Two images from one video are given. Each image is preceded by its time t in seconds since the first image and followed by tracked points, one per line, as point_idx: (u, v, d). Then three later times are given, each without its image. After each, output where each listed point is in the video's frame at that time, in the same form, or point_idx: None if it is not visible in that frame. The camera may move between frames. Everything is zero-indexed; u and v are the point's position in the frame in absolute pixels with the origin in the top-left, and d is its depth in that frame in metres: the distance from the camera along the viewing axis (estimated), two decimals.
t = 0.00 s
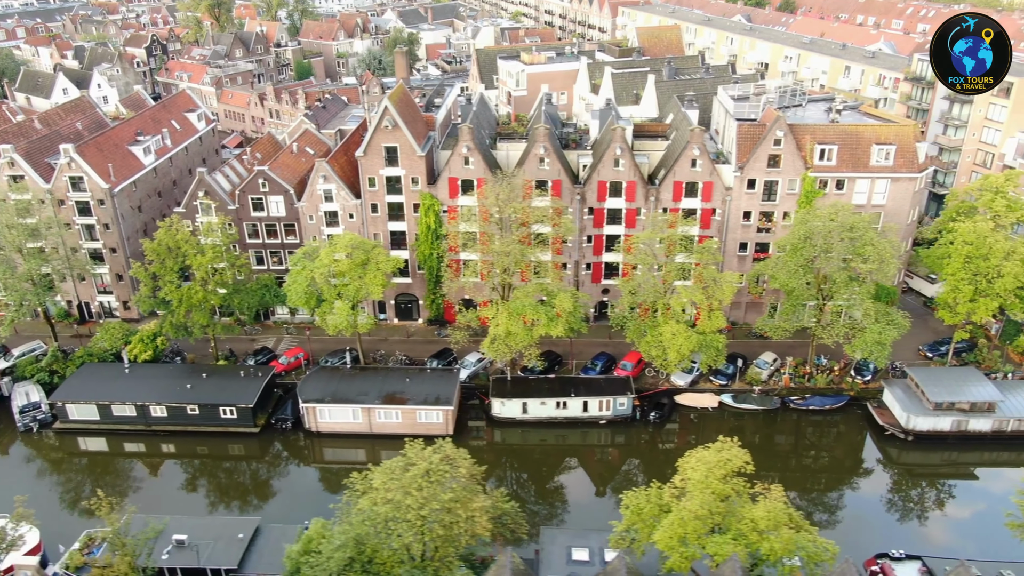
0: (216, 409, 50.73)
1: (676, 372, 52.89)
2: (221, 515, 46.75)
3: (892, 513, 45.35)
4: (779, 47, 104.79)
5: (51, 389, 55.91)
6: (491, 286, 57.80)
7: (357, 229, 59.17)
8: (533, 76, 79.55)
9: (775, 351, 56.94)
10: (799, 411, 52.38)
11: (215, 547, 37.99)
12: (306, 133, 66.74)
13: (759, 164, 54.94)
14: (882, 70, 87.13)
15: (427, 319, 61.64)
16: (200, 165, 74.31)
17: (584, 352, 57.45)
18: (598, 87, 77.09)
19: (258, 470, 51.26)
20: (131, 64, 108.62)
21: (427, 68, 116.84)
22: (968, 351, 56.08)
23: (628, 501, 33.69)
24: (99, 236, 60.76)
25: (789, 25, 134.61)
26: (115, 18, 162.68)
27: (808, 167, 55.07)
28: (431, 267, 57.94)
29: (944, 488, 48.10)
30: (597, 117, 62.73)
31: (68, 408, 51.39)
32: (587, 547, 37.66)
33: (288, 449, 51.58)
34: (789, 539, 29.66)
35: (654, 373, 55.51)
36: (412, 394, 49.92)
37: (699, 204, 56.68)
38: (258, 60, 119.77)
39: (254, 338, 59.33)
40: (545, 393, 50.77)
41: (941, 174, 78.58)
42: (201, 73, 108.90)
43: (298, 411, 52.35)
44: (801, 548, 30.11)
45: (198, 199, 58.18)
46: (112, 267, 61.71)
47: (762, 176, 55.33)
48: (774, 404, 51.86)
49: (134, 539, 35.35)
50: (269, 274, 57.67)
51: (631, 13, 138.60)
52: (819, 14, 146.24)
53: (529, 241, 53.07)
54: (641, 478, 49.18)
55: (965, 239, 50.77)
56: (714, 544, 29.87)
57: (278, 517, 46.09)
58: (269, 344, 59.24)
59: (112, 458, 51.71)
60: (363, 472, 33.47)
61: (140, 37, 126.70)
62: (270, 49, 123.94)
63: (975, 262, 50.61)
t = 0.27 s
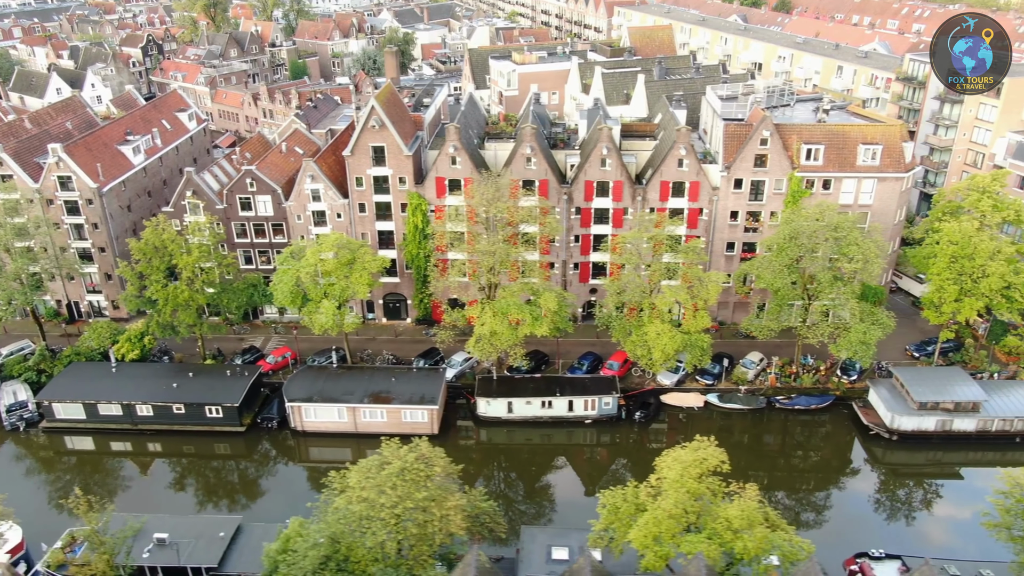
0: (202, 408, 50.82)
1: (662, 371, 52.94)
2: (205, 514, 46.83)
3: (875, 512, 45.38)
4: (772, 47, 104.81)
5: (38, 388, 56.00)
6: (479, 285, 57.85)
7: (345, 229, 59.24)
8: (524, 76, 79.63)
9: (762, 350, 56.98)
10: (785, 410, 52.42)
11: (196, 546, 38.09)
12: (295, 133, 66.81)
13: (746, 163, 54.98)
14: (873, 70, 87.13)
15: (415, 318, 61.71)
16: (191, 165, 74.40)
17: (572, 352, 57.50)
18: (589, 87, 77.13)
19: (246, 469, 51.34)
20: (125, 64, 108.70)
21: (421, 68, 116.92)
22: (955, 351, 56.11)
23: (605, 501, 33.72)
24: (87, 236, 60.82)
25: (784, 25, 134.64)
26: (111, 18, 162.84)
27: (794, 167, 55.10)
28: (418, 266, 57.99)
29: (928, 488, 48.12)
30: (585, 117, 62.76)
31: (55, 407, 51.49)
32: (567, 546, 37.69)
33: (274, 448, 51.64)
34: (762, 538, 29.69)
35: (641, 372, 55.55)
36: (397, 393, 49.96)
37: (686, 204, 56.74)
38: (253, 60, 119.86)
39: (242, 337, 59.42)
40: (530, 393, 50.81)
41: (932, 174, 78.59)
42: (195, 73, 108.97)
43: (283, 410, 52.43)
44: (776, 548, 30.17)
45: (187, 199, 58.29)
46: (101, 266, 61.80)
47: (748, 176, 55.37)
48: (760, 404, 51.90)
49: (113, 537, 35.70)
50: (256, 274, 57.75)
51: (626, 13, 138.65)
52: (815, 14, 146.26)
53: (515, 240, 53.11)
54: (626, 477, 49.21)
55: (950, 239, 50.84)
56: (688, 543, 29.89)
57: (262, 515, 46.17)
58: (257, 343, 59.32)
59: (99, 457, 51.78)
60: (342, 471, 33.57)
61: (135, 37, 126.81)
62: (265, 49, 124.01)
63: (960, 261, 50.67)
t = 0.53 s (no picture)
0: (188, 407, 50.90)
1: (648, 371, 53.00)
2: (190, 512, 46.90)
3: (860, 512, 45.37)
4: (766, 47, 104.79)
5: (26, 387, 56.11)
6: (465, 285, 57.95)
7: (333, 228, 59.32)
8: (515, 76, 79.69)
9: (749, 350, 57.00)
10: (771, 410, 52.44)
11: (178, 544, 38.25)
12: (285, 133, 66.92)
13: (733, 163, 55.01)
14: (866, 71, 87.08)
15: (404, 318, 61.80)
16: (182, 164, 74.54)
17: (559, 351, 57.55)
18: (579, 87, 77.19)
19: (235, 468, 51.38)
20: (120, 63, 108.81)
21: (416, 68, 117.04)
22: (942, 351, 56.08)
23: (581, 500, 33.74)
24: (76, 235, 60.91)
25: (779, 25, 134.68)
26: (109, 18, 163.02)
27: (781, 167, 55.12)
28: (406, 266, 58.05)
29: (913, 487, 48.06)
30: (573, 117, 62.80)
31: (42, 406, 51.61)
32: (547, 545, 37.71)
33: (259, 447, 51.70)
34: (735, 537, 29.76)
35: (627, 372, 55.59)
36: (383, 392, 50.00)
37: (673, 204, 56.87)
38: (248, 60, 119.93)
39: (230, 336, 59.53)
40: (516, 392, 50.88)
41: (923, 175, 78.53)
42: (189, 73, 109.07)
43: (270, 409, 52.52)
44: (750, 547, 30.35)
45: (175, 198, 58.43)
46: (90, 266, 61.89)
47: (735, 176, 55.41)
48: (746, 403, 51.92)
49: (93, 535, 35.77)
50: (244, 273, 57.84)
51: (622, 13, 138.74)
52: (811, 14, 146.28)
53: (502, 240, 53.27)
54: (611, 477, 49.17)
55: (936, 239, 50.83)
56: (662, 541, 29.90)
57: (247, 514, 46.27)
58: (245, 342, 59.41)
59: (85, 456, 51.87)
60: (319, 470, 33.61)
61: (132, 36, 126.99)
62: (260, 49, 124.13)
63: (946, 261, 50.67)
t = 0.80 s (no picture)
0: (175, 406, 51.03)
1: (634, 371, 53.05)
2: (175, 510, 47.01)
3: (844, 512, 45.35)
4: (760, 47, 104.81)
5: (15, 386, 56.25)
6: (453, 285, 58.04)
7: (321, 228, 59.42)
8: (507, 76, 79.78)
9: (736, 350, 57.03)
10: (757, 410, 52.47)
11: (159, 543, 38.34)
12: (275, 133, 67.04)
13: (720, 163, 55.04)
14: (859, 71, 87.05)
15: (393, 317, 61.89)
16: (174, 164, 74.69)
17: (546, 351, 57.60)
18: (571, 87, 77.26)
19: (221, 467, 51.50)
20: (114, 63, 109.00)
21: (411, 68, 117.18)
22: (929, 351, 56.05)
23: (559, 499, 33.77)
24: (66, 234, 61.03)
25: (775, 25, 134.68)
26: (107, 18, 163.34)
27: (768, 167, 55.14)
28: (394, 266, 58.14)
29: (897, 487, 48.05)
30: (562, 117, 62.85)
31: (29, 405, 51.76)
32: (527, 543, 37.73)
33: (245, 445, 51.81)
34: (709, 536, 29.78)
35: (614, 372, 55.64)
36: (368, 392, 50.08)
37: (660, 204, 56.91)
38: (244, 60, 120.10)
39: (219, 335, 59.67)
40: (502, 392, 50.94)
41: (915, 175, 78.50)
42: (185, 73, 109.26)
43: (256, 408, 52.63)
44: (726, 546, 30.54)
45: (164, 197, 58.58)
46: (80, 265, 62.05)
47: (722, 176, 55.45)
48: (731, 403, 51.95)
49: (72, 534, 35.85)
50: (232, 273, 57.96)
51: (618, 13, 138.82)
52: (808, 15, 146.23)
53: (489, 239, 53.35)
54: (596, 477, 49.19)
55: (922, 239, 50.82)
56: (636, 541, 29.92)
57: (231, 513, 46.37)
58: (234, 342, 59.55)
59: (72, 455, 52.02)
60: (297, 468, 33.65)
61: (128, 36, 127.26)
62: (256, 49, 124.29)
63: (931, 261, 50.68)
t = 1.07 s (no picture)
0: (161, 405, 51.15)
1: (620, 370, 53.11)
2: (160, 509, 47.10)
3: (829, 512, 45.38)
4: (754, 47, 104.77)
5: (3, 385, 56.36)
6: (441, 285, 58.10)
7: (309, 227, 59.50)
8: (498, 76, 79.84)
9: (723, 350, 57.05)
10: (742, 410, 52.48)
11: (140, 541, 38.43)
12: (265, 132, 67.15)
13: (707, 163, 55.08)
14: (851, 70, 86.96)
15: (381, 317, 61.98)
16: (165, 164, 74.86)
17: (533, 351, 57.64)
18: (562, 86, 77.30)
19: (208, 466, 51.62)
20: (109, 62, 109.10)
21: (406, 68, 117.23)
22: (916, 351, 56.05)
23: (536, 498, 33.83)
24: (55, 234, 61.12)
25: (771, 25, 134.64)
26: (104, 18, 163.52)
27: (755, 167, 55.16)
28: (382, 265, 58.22)
29: (882, 488, 48.05)
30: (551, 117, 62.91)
31: (16, 404, 51.89)
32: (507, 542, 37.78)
33: (231, 444, 51.92)
34: (682, 536, 29.84)
35: (601, 371, 55.68)
36: (354, 391, 50.18)
37: (648, 204, 56.95)
38: (239, 60, 120.23)
39: (208, 335, 59.78)
40: (487, 392, 51.01)
41: (906, 175, 78.43)
42: (180, 73, 109.34)
43: (243, 407, 52.73)
44: (703, 544, 30.62)
45: (152, 197, 58.71)
46: (69, 264, 62.19)
47: (709, 176, 55.47)
48: (717, 403, 51.97)
49: (51, 532, 35.94)
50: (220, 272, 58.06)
51: (614, 13, 138.83)
52: (804, 15, 146.13)
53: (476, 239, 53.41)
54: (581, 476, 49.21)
55: (908, 239, 50.85)
56: (611, 540, 29.98)
57: (216, 512, 46.45)
58: (222, 341, 59.67)
59: (59, 453, 52.14)
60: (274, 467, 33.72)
61: (124, 36, 127.44)
62: (251, 49, 124.41)
63: (917, 262, 50.72)
